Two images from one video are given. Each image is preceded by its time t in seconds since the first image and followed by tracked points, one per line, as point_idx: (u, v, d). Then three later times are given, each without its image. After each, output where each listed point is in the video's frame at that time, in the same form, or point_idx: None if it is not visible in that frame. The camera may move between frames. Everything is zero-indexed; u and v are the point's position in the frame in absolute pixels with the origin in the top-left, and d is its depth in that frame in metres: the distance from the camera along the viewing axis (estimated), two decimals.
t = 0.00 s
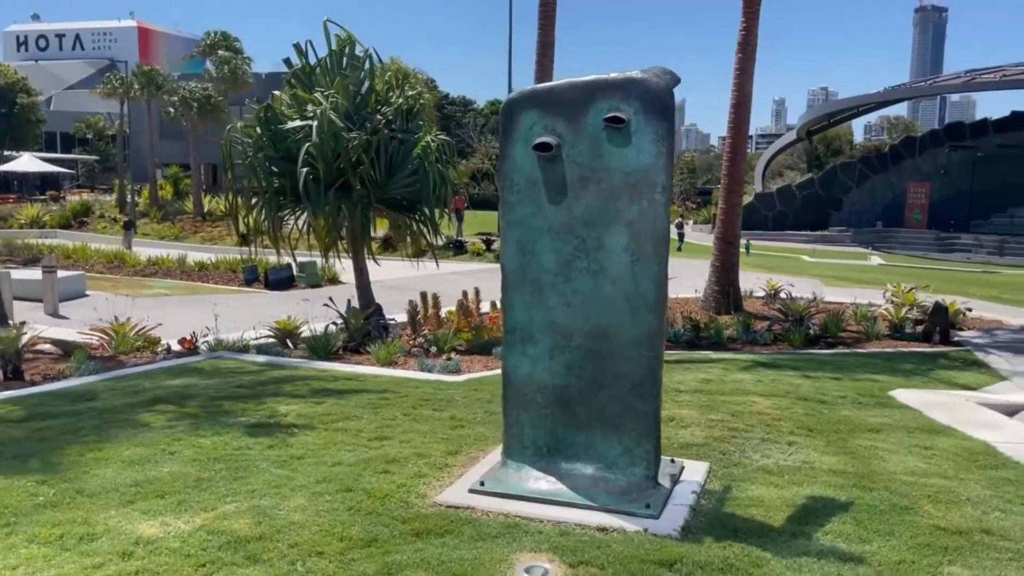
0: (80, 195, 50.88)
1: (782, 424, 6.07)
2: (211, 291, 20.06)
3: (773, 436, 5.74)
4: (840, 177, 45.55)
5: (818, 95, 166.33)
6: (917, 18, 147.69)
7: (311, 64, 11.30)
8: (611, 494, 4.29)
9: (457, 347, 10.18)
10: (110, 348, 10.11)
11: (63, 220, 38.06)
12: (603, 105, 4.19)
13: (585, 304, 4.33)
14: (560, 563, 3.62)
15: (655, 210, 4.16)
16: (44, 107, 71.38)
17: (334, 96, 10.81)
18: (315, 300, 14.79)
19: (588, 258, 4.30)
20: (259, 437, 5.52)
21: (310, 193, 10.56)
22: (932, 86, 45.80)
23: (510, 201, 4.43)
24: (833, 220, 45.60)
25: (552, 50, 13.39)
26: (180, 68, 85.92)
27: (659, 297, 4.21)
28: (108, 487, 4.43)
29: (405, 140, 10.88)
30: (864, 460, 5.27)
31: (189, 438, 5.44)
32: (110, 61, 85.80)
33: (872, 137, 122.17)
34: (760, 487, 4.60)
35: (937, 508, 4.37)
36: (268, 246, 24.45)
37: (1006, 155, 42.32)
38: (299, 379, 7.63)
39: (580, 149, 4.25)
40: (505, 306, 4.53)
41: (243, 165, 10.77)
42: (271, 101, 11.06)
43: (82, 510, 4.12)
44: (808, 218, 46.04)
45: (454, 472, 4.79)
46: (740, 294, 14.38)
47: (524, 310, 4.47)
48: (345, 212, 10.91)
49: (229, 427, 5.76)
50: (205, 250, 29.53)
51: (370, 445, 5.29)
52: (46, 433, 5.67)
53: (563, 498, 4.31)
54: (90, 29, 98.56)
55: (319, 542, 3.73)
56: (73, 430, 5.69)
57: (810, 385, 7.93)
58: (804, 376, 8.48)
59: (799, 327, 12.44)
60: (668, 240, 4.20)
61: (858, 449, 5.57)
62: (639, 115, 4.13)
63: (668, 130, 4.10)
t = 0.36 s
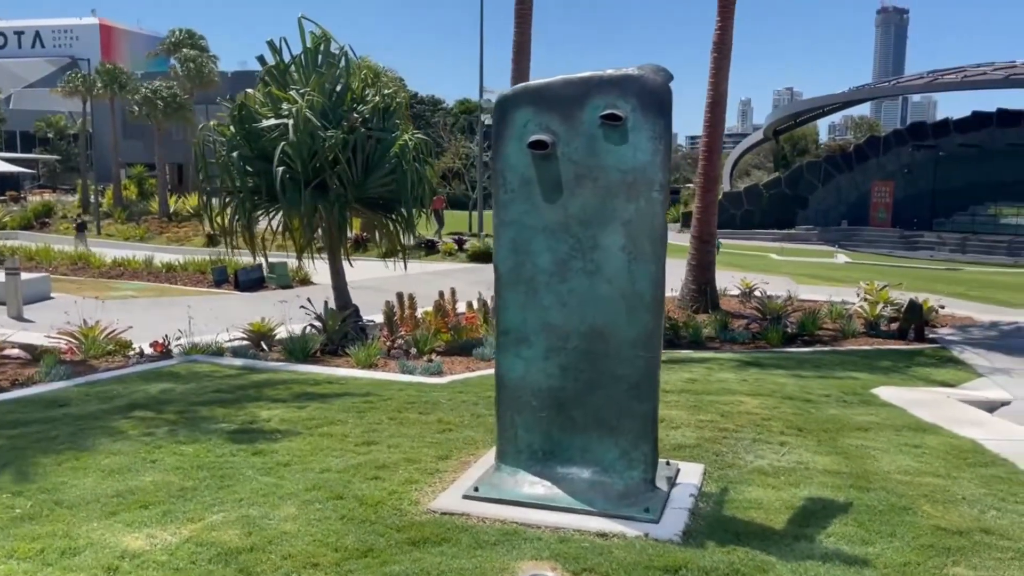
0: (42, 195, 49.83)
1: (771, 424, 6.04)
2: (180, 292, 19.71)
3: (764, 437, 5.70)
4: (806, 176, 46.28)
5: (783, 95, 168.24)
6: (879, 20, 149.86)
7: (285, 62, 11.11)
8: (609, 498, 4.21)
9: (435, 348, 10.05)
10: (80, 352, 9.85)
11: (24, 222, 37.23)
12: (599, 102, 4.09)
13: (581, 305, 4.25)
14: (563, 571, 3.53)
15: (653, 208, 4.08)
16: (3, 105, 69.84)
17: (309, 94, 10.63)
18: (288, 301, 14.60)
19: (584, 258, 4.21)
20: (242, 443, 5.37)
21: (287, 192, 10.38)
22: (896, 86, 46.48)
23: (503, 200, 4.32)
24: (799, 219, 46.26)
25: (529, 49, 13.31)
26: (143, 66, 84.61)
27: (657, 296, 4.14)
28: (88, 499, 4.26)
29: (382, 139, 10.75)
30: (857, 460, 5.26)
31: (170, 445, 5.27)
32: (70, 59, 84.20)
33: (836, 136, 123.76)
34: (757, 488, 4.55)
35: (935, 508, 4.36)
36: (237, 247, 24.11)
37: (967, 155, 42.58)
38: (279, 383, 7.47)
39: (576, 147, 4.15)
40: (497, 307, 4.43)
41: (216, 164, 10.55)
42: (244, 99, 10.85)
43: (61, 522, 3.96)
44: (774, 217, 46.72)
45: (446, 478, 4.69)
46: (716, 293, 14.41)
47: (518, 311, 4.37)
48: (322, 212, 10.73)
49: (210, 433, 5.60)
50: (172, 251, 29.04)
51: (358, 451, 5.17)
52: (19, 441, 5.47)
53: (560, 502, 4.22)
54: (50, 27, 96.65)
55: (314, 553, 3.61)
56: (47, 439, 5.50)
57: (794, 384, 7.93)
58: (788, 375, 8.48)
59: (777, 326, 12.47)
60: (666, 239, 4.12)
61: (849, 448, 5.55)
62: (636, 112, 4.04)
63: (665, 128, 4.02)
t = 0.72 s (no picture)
0: None
1: (759, 426, 6.02)
2: (145, 295, 19.33)
3: (753, 439, 5.69)
4: (770, 176, 47.17)
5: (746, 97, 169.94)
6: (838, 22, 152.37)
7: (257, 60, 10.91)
8: (607, 503, 4.15)
9: (413, 352, 9.94)
10: (45, 358, 9.57)
11: None
12: (594, 103, 4.03)
13: (577, 308, 4.18)
14: None
15: (650, 211, 4.03)
16: None
17: (283, 94, 10.46)
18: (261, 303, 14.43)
19: (580, 261, 4.14)
20: (223, 452, 5.22)
21: (261, 193, 10.20)
22: (859, 87, 47.17)
23: (496, 202, 4.24)
24: (764, 219, 47.18)
25: (504, 49, 13.24)
26: (103, 65, 83.26)
27: (654, 299, 4.09)
28: (66, 513, 4.10)
29: (358, 140, 10.61)
30: (847, 461, 5.25)
31: (150, 455, 5.11)
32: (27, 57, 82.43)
33: (798, 137, 125.38)
34: (753, 492, 4.52)
35: (930, 510, 4.36)
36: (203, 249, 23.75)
37: (927, 155, 43.10)
38: (257, 390, 7.31)
39: (572, 147, 4.08)
40: (491, 311, 4.34)
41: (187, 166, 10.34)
42: (215, 98, 10.64)
43: (40, 538, 3.79)
44: (740, 218, 47.83)
45: (438, 485, 4.59)
46: (690, 293, 14.45)
47: (513, 315, 4.29)
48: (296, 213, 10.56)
49: (189, 442, 5.43)
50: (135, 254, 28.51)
51: (345, 459, 5.05)
52: None
53: (557, 509, 4.15)
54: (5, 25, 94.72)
55: (308, 568, 3.50)
56: (18, 450, 5.29)
57: (777, 384, 7.94)
58: (769, 376, 8.49)
59: (752, 326, 12.51)
60: (664, 241, 4.07)
61: (838, 450, 5.55)
62: (633, 113, 3.99)
63: (662, 129, 3.97)
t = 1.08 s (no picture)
0: None
1: (747, 423, 6.08)
2: (111, 298, 18.99)
3: (743, 436, 5.73)
4: (735, 176, 47.41)
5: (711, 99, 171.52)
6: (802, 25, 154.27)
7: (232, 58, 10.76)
8: (607, 502, 4.15)
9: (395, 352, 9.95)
10: (16, 362, 9.36)
11: None
12: (594, 103, 4.04)
13: (576, 308, 4.18)
14: None
15: (649, 210, 4.05)
16: None
17: (260, 92, 10.35)
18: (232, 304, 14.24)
19: (579, 261, 4.14)
20: (214, 455, 5.14)
21: (238, 193, 10.07)
22: (823, 88, 47.89)
23: (495, 201, 4.23)
24: (730, 219, 47.69)
25: (481, 48, 13.28)
26: (61, 63, 81.74)
27: (653, 300, 4.10)
28: (57, 519, 4.01)
29: (336, 139, 10.52)
30: (836, 457, 5.31)
31: (138, 459, 5.02)
32: None
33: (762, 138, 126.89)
34: (748, 489, 4.56)
35: (922, 504, 4.43)
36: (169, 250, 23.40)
37: (888, 156, 43.74)
38: (239, 392, 7.22)
39: (571, 147, 4.08)
40: (489, 311, 4.33)
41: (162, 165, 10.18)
42: (189, 96, 10.48)
43: (33, 546, 3.71)
44: (707, 216, 48.39)
45: (435, 487, 4.57)
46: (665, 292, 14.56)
47: (511, 316, 4.28)
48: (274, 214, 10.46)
49: (176, 446, 5.34)
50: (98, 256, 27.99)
51: (338, 461, 5.01)
52: None
53: (558, 508, 4.15)
54: None
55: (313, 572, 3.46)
56: None
57: (759, 382, 8.02)
58: (750, 374, 8.57)
59: (729, 324, 12.63)
60: (663, 241, 4.09)
61: (826, 446, 5.62)
62: (632, 112, 4.00)
63: (661, 129, 3.99)
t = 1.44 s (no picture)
0: None
1: (731, 424, 6.20)
2: (73, 303, 18.65)
3: (728, 436, 5.86)
4: (697, 177, 47.88)
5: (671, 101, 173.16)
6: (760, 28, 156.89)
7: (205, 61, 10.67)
8: (605, 505, 4.22)
9: (374, 356, 9.97)
10: None
11: None
12: (590, 113, 4.12)
13: (574, 313, 4.25)
14: None
15: (645, 218, 4.13)
16: None
17: (235, 95, 10.28)
18: (201, 309, 14.09)
19: (577, 267, 4.22)
20: (207, 464, 5.12)
21: (213, 197, 9.99)
22: (783, 91, 48.69)
23: (492, 210, 4.29)
24: (693, 219, 48.17)
25: (454, 52, 13.35)
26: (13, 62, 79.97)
27: (650, 305, 4.19)
28: (56, 532, 3.98)
29: (312, 143, 10.49)
30: (821, 455, 5.46)
31: (130, 469, 4.99)
32: None
33: (722, 138, 128.55)
34: (740, 489, 4.68)
35: (907, 501, 4.57)
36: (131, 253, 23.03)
37: (845, 157, 44.60)
38: (222, 399, 7.18)
39: (568, 156, 4.15)
40: (487, 317, 4.39)
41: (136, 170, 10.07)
42: (161, 99, 10.36)
43: (36, 559, 3.69)
44: (670, 216, 48.83)
45: (433, 492, 4.62)
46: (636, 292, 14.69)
47: (509, 322, 4.34)
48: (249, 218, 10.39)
49: (166, 455, 5.31)
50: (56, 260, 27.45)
51: (333, 468, 5.02)
52: None
53: (558, 511, 4.22)
54: None
55: None
56: None
57: (736, 382, 8.17)
58: (727, 374, 8.72)
59: (701, 324, 12.80)
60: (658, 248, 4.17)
61: (809, 444, 5.76)
62: (629, 122, 4.08)
63: (657, 138, 4.07)
